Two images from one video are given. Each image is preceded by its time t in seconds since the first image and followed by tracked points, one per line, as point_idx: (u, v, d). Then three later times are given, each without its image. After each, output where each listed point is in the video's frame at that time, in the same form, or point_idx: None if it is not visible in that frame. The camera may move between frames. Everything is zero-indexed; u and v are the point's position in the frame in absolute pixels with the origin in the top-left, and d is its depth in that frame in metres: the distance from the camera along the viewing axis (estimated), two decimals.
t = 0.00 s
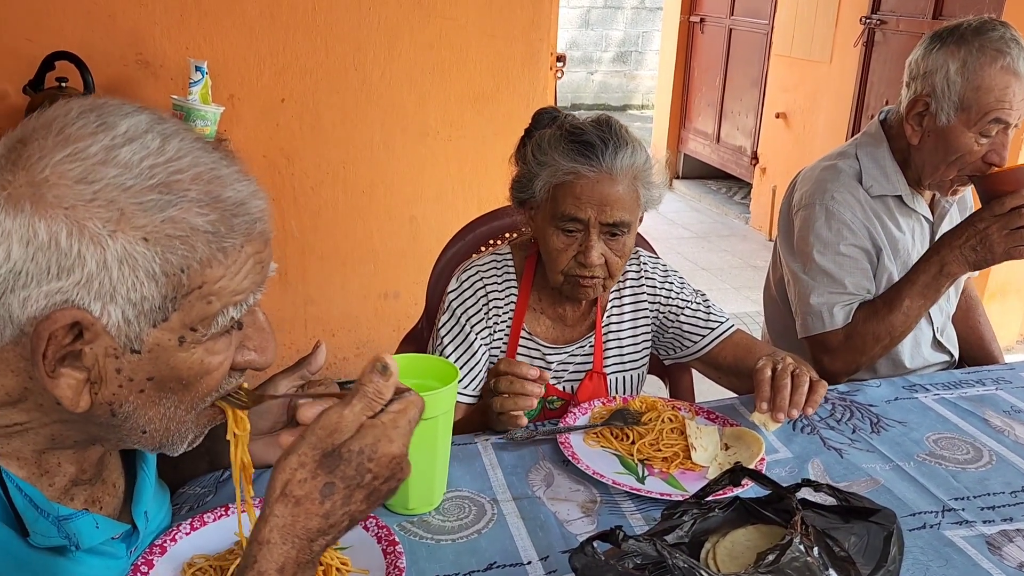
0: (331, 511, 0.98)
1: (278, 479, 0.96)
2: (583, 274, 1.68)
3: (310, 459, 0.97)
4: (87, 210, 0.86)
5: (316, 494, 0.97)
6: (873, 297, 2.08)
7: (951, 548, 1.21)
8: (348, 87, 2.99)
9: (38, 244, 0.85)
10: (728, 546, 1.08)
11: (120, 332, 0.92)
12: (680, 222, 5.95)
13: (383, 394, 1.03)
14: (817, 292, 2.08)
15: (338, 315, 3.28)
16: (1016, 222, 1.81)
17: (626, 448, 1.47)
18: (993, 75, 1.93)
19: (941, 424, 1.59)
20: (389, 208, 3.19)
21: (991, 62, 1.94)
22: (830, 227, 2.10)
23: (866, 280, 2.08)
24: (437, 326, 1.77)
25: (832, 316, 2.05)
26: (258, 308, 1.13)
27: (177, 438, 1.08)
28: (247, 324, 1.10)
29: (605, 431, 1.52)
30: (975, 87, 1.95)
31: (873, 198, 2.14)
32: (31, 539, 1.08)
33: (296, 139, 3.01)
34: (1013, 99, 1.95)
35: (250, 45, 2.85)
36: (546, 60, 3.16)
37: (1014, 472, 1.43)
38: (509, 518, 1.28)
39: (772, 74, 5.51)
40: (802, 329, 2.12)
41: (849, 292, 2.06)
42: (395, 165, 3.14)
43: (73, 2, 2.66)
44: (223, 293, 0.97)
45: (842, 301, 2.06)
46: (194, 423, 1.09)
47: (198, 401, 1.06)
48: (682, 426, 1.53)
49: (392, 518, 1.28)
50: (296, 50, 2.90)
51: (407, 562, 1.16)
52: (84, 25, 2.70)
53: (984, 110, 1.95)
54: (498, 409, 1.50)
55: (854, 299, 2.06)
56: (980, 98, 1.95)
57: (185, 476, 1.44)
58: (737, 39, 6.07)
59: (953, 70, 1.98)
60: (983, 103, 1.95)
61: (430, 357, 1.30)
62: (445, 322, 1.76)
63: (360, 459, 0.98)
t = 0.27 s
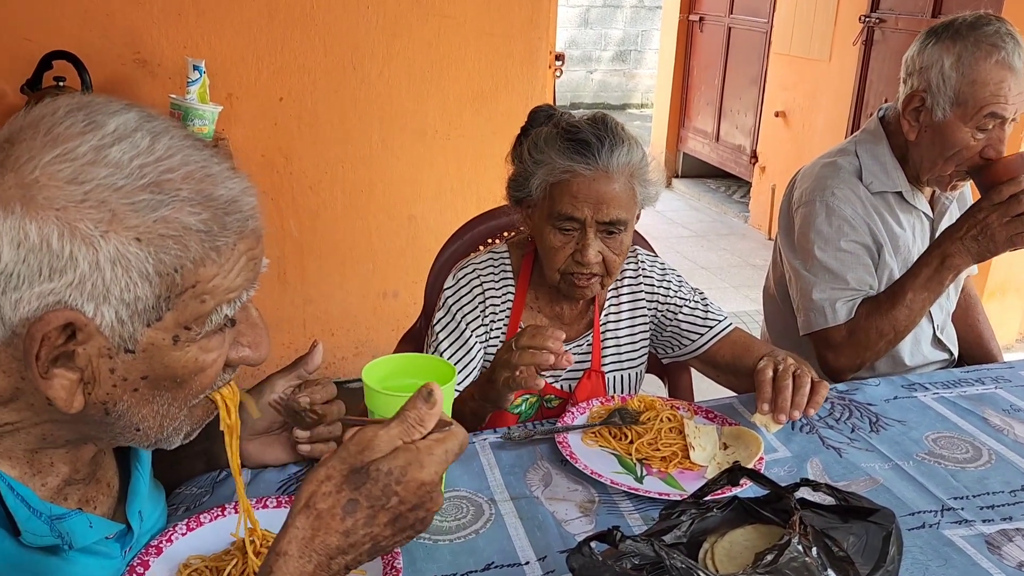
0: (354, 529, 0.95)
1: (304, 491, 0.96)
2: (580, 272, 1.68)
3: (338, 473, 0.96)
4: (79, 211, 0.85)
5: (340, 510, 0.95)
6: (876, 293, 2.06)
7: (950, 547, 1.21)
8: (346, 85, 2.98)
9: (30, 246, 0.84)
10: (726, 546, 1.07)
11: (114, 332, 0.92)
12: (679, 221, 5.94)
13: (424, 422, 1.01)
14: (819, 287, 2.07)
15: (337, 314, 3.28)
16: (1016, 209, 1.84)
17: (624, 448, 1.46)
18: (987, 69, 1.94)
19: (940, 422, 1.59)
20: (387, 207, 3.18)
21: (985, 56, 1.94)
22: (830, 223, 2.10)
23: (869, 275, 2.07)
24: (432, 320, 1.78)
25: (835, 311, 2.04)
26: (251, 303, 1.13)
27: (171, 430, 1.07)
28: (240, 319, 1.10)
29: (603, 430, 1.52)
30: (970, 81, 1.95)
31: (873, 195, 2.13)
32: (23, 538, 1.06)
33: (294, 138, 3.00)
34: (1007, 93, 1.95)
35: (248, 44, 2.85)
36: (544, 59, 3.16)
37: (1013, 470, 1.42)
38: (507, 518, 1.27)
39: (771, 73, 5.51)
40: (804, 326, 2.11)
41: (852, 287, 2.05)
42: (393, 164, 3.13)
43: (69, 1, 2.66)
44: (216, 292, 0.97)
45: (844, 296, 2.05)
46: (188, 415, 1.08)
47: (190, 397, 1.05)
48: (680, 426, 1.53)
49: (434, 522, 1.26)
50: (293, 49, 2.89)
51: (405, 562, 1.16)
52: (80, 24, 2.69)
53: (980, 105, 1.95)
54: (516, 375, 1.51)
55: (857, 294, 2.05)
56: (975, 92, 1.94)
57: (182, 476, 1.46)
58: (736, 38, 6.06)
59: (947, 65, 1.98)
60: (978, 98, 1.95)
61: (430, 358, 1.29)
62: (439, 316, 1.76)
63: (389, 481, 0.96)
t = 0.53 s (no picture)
0: (342, 520, 0.95)
1: (290, 486, 0.96)
2: (574, 269, 1.68)
3: (321, 466, 0.97)
4: (75, 210, 0.85)
5: (326, 501, 0.95)
6: (875, 289, 2.06)
7: (947, 546, 1.21)
8: (343, 85, 2.98)
9: (26, 245, 0.84)
10: (722, 545, 1.07)
11: (110, 332, 0.91)
12: (677, 221, 5.94)
13: (404, 414, 1.03)
14: (818, 283, 2.07)
15: (335, 314, 3.27)
16: (1012, 198, 1.82)
17: (621, 447, 1.46)
18: (978, 64, 1.95)
19: (937, 421, 1.58)
20: (385, 206, 3.18)
21: (976, 52, 1.95)
22: (828, 221, 2.09)
23: (867, 272, 2.07)
24: (428, 316, 1.78)
25: (833, 307, 2.04)
26: (248, 303, 1.12)
27: (169, 430, 1.06)
28: (237, 319, 1.09)
29: (600, 430, 1.52)
30: (961, 77, 1.96)
31: (871, 193, 2.13)
32: (17, 538, 1.05)
33: (292, 138, 3.00)
34: (999, 88, 1.95)
35: (245, 44, 2.84)
36: (542, 58, 3.15)
37: (1010, 469, 1.42)
38: (503, 517, 1.27)
39: (769, 73, 5.51)
40: (804, 323, 2.11)
41: (850, 283, 2.04)
42: (391, 163, 3.13)
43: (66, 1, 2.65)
44: (213, 291, 0.96)
45: (843, 293, 2.05)
46: (190, 415, 1.08)
47: (189, 396, 1.05)
48: (677, 425, 1.53)
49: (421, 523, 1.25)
50: (291, 49, 2.89)
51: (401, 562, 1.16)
52: (78, 24, 2.68)
53: (972, 100, 1.96)
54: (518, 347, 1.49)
55: (856, 291, 2.04)
56: (966, 88, 1.96)
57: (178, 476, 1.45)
58: (734, 37, 6.06)
59: (938, 61, 2.00)
60: (969, 93, 1.96)
61: (425, 357, 1.29)
62: (434, 312, 1.77)
63: (373, 468, 0.96)
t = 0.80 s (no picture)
0: (337, 516, 0.95)
1: (284, 487, 0.96)
2: (575, 271, 1.68)
3: (316, 466, 0.97)
4: (73, 210, 0.85)
5: (320, 499, 0.95)
6: (872, 287, 2.06)
7: (942, 545, 1.21)
8: (341, 85, 2.98)
9: (23, 245, 0.84)
10: (717, 544, 1.07)
11: (107, 332, 0.91)
12: (675, 221, 5.94)
13: (394, 412, 1.03)
14: (815, 281, 2.07)
15: (333, 314, 3.27)
16: (1005, 189, 1.82)
17: (618, 447, 1.46)
18: (968, 60, 1.97)
19: (933, 421, 1.59)
20: (383, 206, 3.18)
21: (964, 48, 1.97)
22: (825, 219, 2.09)
23: (865, 269, 2.06)
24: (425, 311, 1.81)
25: (831, 304, 2.04)
26: (244, 303, 1.12)
27: (165, 427, 1.06)
28: (233, 318, 1.09)
29: (596, 429, 1.52)
30: (950, 74, 1.98)
31: (867, 191, 2.13)
32: (12, 539, 1.05)
33: (289, 138, 3.00)
34: (989, 84, 1.97)
35: (243, 44, 2.84)
36: (539, 58, 3.16)
37: (1005, 468, 1.43)
38: (499, 517, 1.27)
39: (767, 73, 5.51)
40: (802, 321, 2.10)
41: (848, 280, 2.04)
42: (388, 164, 3.13)
43: (64, 1, 2.65)
44: (210, 291, 0.97)
45: (841, 290, 2.05)
46: (186, 409, 1.08)
47: (185, 395, 1.05)
48: (673, 424, 1.53)
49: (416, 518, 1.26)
50: (288, 49, 2.89)
51: (397, 562, 1.16)
52: (76, 24, 2.68)
53: (962, 96, 1.98)
54: (532, 323, 1.47)
55: (853, 288, 2.04)
56: (956, 84, 1.97)
57: (175, 476, 1.45)
58: (731, 37, 6.07)
59: (927, 59, 2.02)
60: (959, 90, 1.97)
61: (420, 357, 1.29)
62: (431, 307, 1.79)
63: (366, 465, 0.96)
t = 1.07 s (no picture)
0: (334, 514, 0.95)
1: (278, 487, 0.96)
2: (575, 271, 1.69)
3: (307, 463, 0.97)
4: (73, 211, 0.85)
5: (317, 497, 0.95)
6: (869, 286, 2.06)
7: (938, 545, 1.22)
8: (340, 86, 2.98)
9: (24, 246, 0.84)
10: (714, 545, 1.07)
11: (107, 333, 0.92)
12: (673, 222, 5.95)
13: (375, 409, 1.04)
14: (813, 280, 2.08)
15: (331, 315, 3.28)
16: (1000, 187, 1.84)
17: (616, 447, 1.47)
18: (960, 60, 1.98)
19: (930, 422, 1.59)
20: (381, 207, 3.18)
21: (957, 48, 1.98)
22: (821, 219, 2.10)
23: (862, 269, 2.07)
24: (423, 305, 1.84)
25: (828, 304, 2.05)
26: (243, 304, 1.13)
27: (164, 427, 1.06)
28: (233, 319, 1.10)
29: (594, 430, 1.52)
30: (943, 74, 1.99)
31: (864, 192, 2.14)
32: (12, 540, 1.06)
33: (288, 139, 3.00)
34: (982, 84, 1.98)
35: (241, 46, 2.84)
36: (537, 60, 3.16)
37: (1002, 469, 1.43)
38: (498, 518, 1.27)
39: (765, 74, 5.52)
40: (800, 321, 2.11)
41: (845, 280, 2.05)
42: (387, 165, 3.13)
43: (62, 3, 2.65)
44: (210, 292, 0.97)
45: (838, 289, 2.05)
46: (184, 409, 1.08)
47: (183, 396, 1.05)
48: (671, 425, 1.53)
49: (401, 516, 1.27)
50: (287, 51, 2.89)
51: (396, 562, 1.16)
52: (74, 26, 2.68)
53: (955, 96, 1.98)
54: (553, 292, 1.56)
55: (850, 288, 2.05)
56: (949, 84, 1.98)
57: (174, 476, 1.45)
58: (730, 39, 6.07)
59: (920, 59, 2.03)
60: (952, 90, 1.98)
61: (417, 357, 1.30)
62: (430, 302, 1.82)
63: (356, 460, 0.97)
